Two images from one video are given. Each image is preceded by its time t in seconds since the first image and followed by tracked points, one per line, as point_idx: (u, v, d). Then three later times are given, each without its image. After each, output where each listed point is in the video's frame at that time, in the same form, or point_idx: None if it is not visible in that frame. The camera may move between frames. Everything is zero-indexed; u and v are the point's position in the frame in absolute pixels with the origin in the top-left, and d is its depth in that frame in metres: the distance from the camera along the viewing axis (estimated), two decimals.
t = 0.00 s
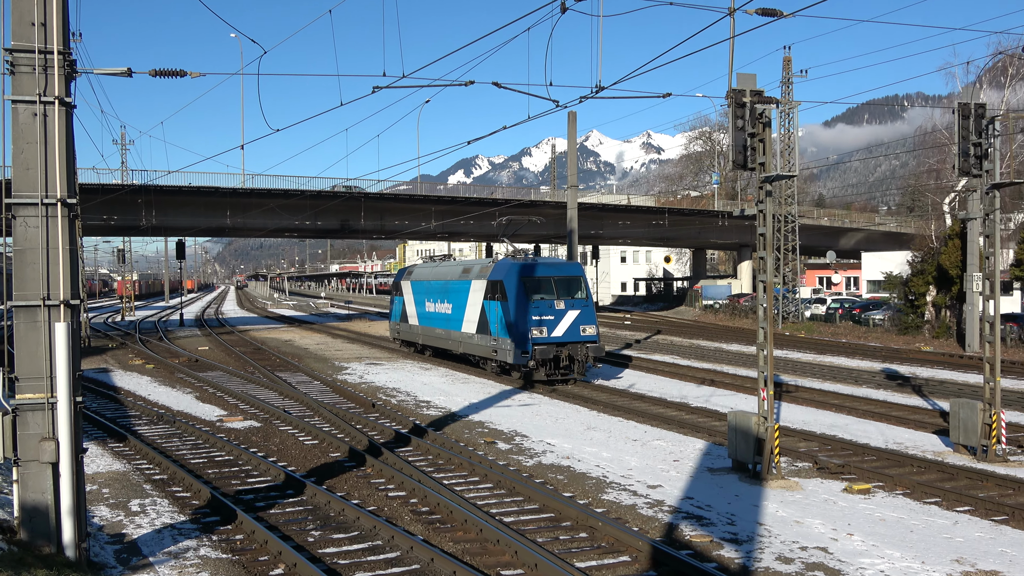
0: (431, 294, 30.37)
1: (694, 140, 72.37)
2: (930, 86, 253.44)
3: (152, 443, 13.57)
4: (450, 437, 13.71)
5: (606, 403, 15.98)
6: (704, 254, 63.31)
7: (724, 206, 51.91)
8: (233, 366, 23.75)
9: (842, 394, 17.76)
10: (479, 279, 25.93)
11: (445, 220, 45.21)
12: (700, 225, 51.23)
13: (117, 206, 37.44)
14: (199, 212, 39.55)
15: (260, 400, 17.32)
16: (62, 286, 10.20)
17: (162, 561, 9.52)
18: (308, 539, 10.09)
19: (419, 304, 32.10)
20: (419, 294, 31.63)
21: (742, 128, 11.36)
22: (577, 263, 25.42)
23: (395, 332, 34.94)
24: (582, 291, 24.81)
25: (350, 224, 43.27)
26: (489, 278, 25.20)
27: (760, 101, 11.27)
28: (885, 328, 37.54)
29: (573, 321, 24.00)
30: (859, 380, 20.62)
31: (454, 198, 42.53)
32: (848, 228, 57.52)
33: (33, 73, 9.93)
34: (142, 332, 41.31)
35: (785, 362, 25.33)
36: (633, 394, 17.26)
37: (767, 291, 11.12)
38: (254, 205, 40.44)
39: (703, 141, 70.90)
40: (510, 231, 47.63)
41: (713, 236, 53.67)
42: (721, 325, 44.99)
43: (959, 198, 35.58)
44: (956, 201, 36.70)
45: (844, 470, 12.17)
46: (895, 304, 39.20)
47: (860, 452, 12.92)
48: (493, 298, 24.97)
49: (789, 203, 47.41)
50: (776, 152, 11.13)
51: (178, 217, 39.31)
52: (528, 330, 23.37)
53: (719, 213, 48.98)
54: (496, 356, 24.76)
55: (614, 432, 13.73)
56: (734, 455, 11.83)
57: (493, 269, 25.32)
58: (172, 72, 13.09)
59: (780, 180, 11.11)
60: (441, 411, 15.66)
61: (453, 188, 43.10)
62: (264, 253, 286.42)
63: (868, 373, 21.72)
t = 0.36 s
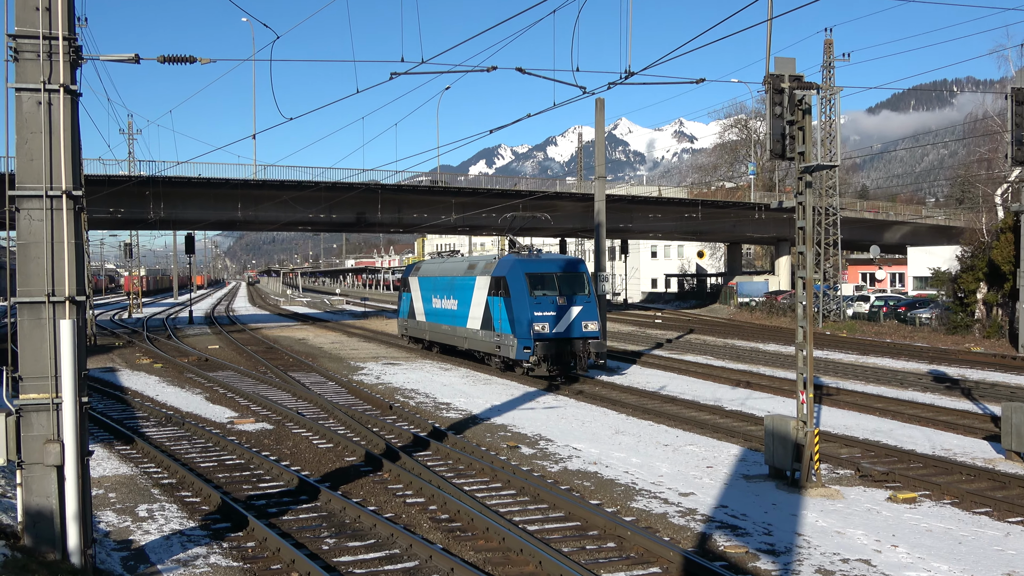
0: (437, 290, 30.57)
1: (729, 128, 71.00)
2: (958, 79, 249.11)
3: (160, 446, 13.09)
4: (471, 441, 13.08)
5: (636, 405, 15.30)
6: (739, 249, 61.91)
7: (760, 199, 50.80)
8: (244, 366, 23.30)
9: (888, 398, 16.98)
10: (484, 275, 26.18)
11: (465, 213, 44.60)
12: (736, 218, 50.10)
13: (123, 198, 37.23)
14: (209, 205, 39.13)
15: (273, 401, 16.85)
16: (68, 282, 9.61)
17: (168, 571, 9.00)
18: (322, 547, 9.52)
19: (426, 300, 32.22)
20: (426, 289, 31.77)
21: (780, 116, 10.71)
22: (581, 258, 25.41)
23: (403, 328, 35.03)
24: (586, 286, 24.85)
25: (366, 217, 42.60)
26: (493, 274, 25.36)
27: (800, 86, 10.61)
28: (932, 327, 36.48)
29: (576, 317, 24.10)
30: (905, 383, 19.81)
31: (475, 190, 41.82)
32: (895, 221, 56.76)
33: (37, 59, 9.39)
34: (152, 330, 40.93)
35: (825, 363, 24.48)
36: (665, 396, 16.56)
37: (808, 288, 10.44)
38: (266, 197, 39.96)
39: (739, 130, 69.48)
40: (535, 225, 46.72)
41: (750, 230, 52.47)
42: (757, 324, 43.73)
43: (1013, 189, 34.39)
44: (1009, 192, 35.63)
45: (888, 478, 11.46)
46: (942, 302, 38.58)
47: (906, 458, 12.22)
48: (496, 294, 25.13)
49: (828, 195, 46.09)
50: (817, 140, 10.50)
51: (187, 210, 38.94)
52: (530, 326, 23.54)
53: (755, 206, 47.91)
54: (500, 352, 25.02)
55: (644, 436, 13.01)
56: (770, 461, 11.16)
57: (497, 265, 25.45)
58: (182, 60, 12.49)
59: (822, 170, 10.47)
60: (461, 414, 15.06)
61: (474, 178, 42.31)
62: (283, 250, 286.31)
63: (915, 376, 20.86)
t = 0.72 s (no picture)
0: (438, 287, 31.21)
1: (762, 116, 69.04)
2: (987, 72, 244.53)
3: (160, 450, 12.56)
4: (487, 446, 12.47)
5: (663, 410, 14.63)
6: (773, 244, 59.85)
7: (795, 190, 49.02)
8: (248, 367, 22.71)
9: (931, 403, 16.24)
10: (485, 271, 26.97)
11: (480, 205, 42.70)
12: (769, 211, 48.53)
13: (123, 189, 36.08)
14: (212, 195, 37.90)
15: (279, 404, 16.31)
16: (67, 279, 8.93)
17: None
18: (330, 558, 8.90)
19: (427, 297, 32.70)
20: (427, 287, 32.28)
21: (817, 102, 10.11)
22: (580, 255, 26.07)
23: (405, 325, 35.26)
24: (584, 283, 25.56)
25: (378, 210, 41.23)
26: (494, 271, 26.13)
27: (838, 72, 10.00)
28: (979, 327, 35.20)
29: (574, 314, 24.83)
30: (949, 388, 19.02)
31: (492, 181, 39.98)
32: (937, 212, 54.66)
33: (34, 44, 8.72)
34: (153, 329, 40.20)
35: (863, 365, 23.61)
36: (693, 400, 15.87)
37: (847, 285, 9.80)
38: (273, 188, 38.73)
39: (773, 117, 67.72)
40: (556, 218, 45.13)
41: (784, 223, 51.29)
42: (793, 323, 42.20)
43: None
44: None
45: (931, 488, 10.74)
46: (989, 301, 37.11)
47: (951, 468, 11.53)
48: (496, 291, 25.93)
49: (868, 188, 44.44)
50: (856, 129, 9.89)
51: (189, 202, 37.81)
52: (529, 323, 24.34)
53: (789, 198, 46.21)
54: (499, 348, 25.81)
55: (672, 443, 12.33)
56: (805, 470, 10.50)
57: (497, 262, 26.20)
58: (186, 45, 11.83)
59: (861, 160, 9.86)
60: (477, 418, 14.46)
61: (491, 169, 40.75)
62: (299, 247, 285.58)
63: (959, 380, 20.05)
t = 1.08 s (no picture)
0: (433, 285, 31.19)
1: (792, 105, 67.04)
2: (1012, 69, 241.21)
3: (153, 456, 12.03)
4: (498, 454, 11.89)
5: (684, 417, 14.05)
6: (802, 241, 57.89)
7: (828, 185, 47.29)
8: (246, 369, 22.09)
9: (971, 412, 15.54)
10: (480, 269, 26.99)
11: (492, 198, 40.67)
12: (799, 207, 46.72)
13: (113, 180, 34.56)
14: (208, 186, 36.26)
15: (278, 408, 15.75)
16: (56, 273, 8.26)
17: None
18: (331, 572, 8.31)
19: (422, 295, 32.50)
20: (423, 285, 32.13)
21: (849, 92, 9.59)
22: (574, 253, 26.29)
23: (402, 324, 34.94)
24: (578, 281, 25.83)
25: (383, 203, 39.51)
26: (488, 269, 26.36)
27: (871, 60, 9.44)
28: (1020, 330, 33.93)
29: (567, 312, 25.13)
30: (990, 395, 18.30)
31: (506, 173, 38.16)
32: (976, 208, 52.82)
33: (21, 28, 8.02)
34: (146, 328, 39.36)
35: (898, 370, 22.79)
36: (716, 407, 15.23)
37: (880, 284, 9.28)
38: (272, 179, 36.95)
39: (804, 106, 65.93)
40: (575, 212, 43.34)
41: (815, 220, 48.93)
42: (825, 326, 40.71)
43: None
44: None
45: (969, 502, 10.11)
46: None
47: (991, 480, 10.90)
48: (490, 289, 26.18)
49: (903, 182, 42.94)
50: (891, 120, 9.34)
51: (183, 193, 35.86)
52: (522, 321, 24.62)
53: (820, 191, 44.38)
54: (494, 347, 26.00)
55: (693, 451, 11.76)
56: (836, 482, 9.90)
57: (491, 260, 26.39)
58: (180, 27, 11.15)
59: (895, 153, 9.32)
60: (487, 425, 13.89)
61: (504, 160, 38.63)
62: (310, 243, 284.53)
63: (1000, 387, 19.29)
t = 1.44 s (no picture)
0: (436, 283, 30.56)
1: (837, 91, 64.75)
2: None
3: (148, 466, 11.38)
4: (517, 466, 11.18)
5: (719, 427, 13.34)
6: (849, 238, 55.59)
7: (876, 177, 45.48)
8: (247, 374, 21.37)
9: None
10: (483, 267, 26.61)
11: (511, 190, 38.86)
12: (844, 200, 44.89)
13: (110, 170, 32.97)
14: (208, 177, 34.54)
15: (281, 415, 15.07)
16: (45, 269, 7.45)
17: None
18: None
19: (425, 293, 31.77)
20: (426, 283, 31.45)
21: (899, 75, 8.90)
22: (578, 251, 25.89)
23: (404, 323, 34.27)
24: (582, 279, 25.42)
25: (395, 196, 37.76)
26: (489, 267, 25.99)
27: (925, 40, 8.74)
28: None
29: (570, 312, 24.74)
30: None
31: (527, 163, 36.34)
32: None
33: (9, 6, 7.29)
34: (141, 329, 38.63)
35: (950, 379, 21.73)
36: (755, 417, 14.45)
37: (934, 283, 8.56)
38: (275, 167, 35.12)
39: (851, 92, 63.79)
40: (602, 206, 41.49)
41: (860, 214, 47.42)
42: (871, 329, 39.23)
43: None
44: None
45: None
46: None
47: None
48: (491, 287, 25.81)
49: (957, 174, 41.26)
50: (947, 106, 8.65)
51: (180, 183, 34.13)
52: (523, 320, 24.24)
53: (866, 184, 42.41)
54: (495, 346, 25.61)
55: (728, 465, 11.04)
56: (884, 498, 9.14)
57: (493, 258, 26.02)
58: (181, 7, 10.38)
59: (951, 142, 8.61)
60: (506, 435, 13.18)
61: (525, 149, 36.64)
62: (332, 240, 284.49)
63: None
